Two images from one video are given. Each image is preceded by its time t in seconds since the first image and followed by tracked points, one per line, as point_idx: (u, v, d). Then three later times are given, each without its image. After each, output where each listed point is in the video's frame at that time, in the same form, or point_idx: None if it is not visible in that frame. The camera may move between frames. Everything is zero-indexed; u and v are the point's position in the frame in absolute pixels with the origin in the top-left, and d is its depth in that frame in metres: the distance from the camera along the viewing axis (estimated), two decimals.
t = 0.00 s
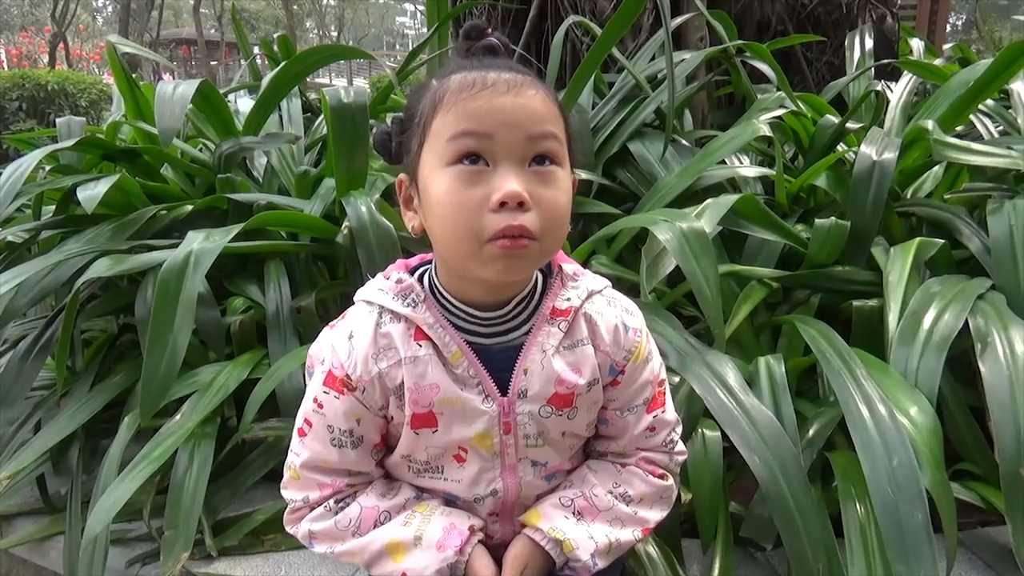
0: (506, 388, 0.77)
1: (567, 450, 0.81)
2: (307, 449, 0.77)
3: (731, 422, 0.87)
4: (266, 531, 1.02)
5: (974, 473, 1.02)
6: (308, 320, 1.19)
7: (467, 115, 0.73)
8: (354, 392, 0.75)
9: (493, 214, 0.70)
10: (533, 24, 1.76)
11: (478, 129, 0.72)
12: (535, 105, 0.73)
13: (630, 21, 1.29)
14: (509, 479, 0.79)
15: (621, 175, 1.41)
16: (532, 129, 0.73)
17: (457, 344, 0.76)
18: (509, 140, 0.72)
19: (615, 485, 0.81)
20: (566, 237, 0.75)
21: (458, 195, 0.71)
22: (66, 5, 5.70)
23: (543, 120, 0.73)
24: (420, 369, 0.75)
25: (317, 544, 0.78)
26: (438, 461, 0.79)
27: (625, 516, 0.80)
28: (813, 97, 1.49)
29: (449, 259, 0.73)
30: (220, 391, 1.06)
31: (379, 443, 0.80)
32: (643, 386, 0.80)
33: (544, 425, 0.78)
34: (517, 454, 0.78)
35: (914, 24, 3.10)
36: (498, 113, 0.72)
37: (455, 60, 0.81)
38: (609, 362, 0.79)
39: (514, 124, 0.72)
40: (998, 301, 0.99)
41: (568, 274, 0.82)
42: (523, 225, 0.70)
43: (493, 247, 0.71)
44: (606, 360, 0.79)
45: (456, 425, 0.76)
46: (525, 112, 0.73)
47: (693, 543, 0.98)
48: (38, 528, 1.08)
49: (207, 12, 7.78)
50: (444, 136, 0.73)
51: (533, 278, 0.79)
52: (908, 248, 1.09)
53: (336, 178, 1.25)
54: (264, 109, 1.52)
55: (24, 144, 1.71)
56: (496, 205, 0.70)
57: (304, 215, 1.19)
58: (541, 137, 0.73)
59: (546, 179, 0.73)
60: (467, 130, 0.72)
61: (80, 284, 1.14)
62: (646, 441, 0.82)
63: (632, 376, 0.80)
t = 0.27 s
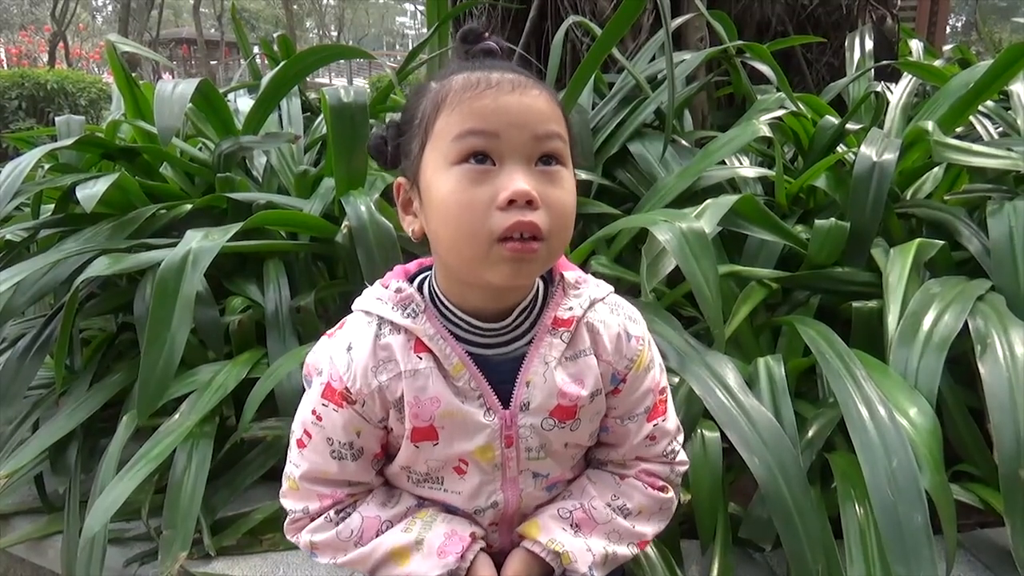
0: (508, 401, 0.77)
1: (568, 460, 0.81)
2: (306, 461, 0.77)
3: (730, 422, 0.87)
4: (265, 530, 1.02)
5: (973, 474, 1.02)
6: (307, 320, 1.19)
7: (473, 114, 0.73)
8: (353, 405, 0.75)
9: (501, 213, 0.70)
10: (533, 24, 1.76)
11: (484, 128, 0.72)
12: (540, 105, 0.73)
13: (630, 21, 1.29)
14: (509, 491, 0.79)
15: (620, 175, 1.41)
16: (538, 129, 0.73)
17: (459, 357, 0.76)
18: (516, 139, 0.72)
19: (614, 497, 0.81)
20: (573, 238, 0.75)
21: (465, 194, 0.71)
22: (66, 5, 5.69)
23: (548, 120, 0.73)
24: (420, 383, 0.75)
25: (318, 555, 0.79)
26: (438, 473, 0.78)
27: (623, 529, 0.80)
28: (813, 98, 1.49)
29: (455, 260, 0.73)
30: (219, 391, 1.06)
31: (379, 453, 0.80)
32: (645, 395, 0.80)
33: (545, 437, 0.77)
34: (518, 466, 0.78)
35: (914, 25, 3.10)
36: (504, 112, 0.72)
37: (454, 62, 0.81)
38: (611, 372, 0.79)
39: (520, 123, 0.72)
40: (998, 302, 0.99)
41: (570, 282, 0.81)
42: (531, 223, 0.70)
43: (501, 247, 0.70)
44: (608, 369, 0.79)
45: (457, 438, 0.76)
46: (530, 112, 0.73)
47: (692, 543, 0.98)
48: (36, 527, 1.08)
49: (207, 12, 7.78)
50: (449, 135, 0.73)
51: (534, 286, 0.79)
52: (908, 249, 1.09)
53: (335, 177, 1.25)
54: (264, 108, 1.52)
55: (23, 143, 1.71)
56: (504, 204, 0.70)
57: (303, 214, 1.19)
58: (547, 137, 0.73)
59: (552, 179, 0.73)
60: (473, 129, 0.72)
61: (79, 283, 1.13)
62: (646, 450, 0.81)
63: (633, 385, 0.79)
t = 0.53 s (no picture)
0: (507, 406, 0.77)
1: (567, 463, 0.81)
2: (304, 469, 0.77)
3: (731, 425, 0.87)
4: (264, 530, 1.02)
5: (973, 475, 1.02)
6: (307, 320, 1.19)
7: (468, 115, 0.73)
8: (351, 413, 0.75)
9: (499, 213, 0.70)
10: (533, 24, 1.76)
11: (480, 129, 0.72)
12: (535, 105, 0.73)
13: (630, 22, 1.29)
14: (509, 496, 0.79)
15: (620, 176, 1.41)
16: (534, 128, 0.73)
17: (457, 363, 0.76)
18: (512, 139, 0.72)
19: (614, 499, 0.81)
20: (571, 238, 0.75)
21: (462, 195, 0.71)
22: (66, 5, 5.69)
23: (544, 120, 0.74)
24: (418, 390, 0.74)
25: (320, 564, 0.79)
26: (437, 479, 0.78)
27: (622, 531, 0.80)
28: (813, 98, 1.49)
29: (454, 262, 0.72)
30: (218, 390, 1.06)
31: (378, 458, 0.80)
32: (645, 397, 0.80)
33: (545, 442, 0.78)
34: (517, 472, 0.78)
35: (914, 26, 3.10)
36: (499, 112, 0.72)
37: (447, 66, 0.80)
38: (610, 375, 0.79)
39: (516, 123, 0.72)
40: (998, 303, 0.99)
41: (569, 286, 0.81)
42: (530, 223, 0.70)
43: (500, 248, 0.70)
44: (607, 372, 0.78)
45: (456, 445, 0.76)
46: (526, 111, 0.73)
47: (692, 544, 0.98)
48: (34, 527, 1.07)
49: (208, 11, 7.78)
50: (445, 137, 0.73)
51: (532, 291, 0.79)
52: (908, 249, 1.09)
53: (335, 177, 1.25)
54: (264, 108, 1.52)
55: (23, 143, 1.71)
56: (502, 204, 0.70)
57: (303, 214, 1.19)
58: (544, 137, 0.73)
59: (549, 179, 0.73)
60: (468, 130, 0.72)
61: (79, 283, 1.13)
62: (646, 452, 0.81)
63: (633, 388, 0.79)
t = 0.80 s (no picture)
0: (506, 401, 0.77)
1: (567, 459, 0.81)
2: (305, 466, 0.77)
3: (730, 424, 0.87)
4: (263, 530, 1.01)
5: (972, 475, 1.02)
6: (306, 320, 1.19)
7: (464, 116, 0.72)
8: (351, 408, 0.75)
9: (495, 214, 0.70)
10: (532, 24, 1.76)
11: (476, 130, 0.72)
12: (531, 104, 0.73)
13: (630, 22, 1.29)
14: (509, 492, 0.79)
15: (620, 176, 1.41)
16: (530, 128, 0.73)
17: (456, 358, 0.76)
18: (508, 139, 0.72)
19: (613, 495, 0.81)
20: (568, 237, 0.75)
21: (459, 197, 0.71)
22: (66, 5, 5.70)
23: (540, 119, 0.73)
24: (417, 384, 0.75)
25: (320, 562, 0.79)
26: (437, 474, 0.78)
27: (622, 527, 0.80)
28: (812, 98, 1.49)
29: (451, 263, 0.73)
30: (218, 390, 1.06)
31: (379, 455, 0.80)
32: (643, 393, 0.80)
33: (544, 437, 0.77)
34: (517, 466, 0.78)
35: (914, 27, 3.10)
36: (496, 113, 0.72)
37: (443, 65, 0.80)
38: (608, 370, 0.78)
39: (512, 123, 0.72)
40: (997, 303, 0.99)
41: (566, 282, 0.81)
42: (527, 223, 0.70)
43: (497, 250, 0.70)
44: (605, 368, 0.78)
45: (456, 439, 0.76)
46: (523, 111, 0.73)
47: (691, 544, 0.98)
48: (33, 527, 1.07)
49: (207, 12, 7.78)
50: (441, 138, 0.73)
51: (531, 287, 0.79)
52: (907, 249, 1.09)
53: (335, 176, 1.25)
54: (263, 108, 1.52)
55: (22, 142, 1.71)
56: (498, 205, 0.70)
57: (302, 214, 1.19)
58: (540, 136, 0.73)
59: (546, 178, 0.73)
60: (465, 131, 0.72)
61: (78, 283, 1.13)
62: (645, 449, 0.81)
63: (631, 383, 0.79)
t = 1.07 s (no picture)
0: (505, 391, 0.77)
1: (565, 452, 0.81)
2: (307, 457, 0.77)
3: (727, 423, 0.87)
4: (262, 531, 1.01)
5: (970, 475, 1.02)
6: (305, 320, 1.19)
7: (462, 114, 0.73)
8: (354, 398, 0.76)
9: (492, 211, 0.70)
10: (531, 25, 1.76)
11: (473, 128, 0.72)
12: (528, 102, 0.73)
13: (628, 22, 1.29)
14: (508, 483, 0.79)
15: (618, 176, 1.41)
16: (528, 126, 0.73)
17: (456, 349, 0.76)
18: (505, 137, 0.72)
19: (611, 491, 0.81)
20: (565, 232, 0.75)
21: (456, 194, 0.71)
22: (66, 6, 5.70)
23: (537, 117, 0.74)
24: (418, 373, 0.75)
25: (320, 554, 0.78)
26: (437, 465, 0.79)
27: (621, 523, 0.80)
28: (811, 99, 1.49)
29: (450, 259, 0.73)
30: (216, 390, 1.06)
31: (379, 447, 0.80)
32: (639, 388, 0.80)
33: (543, 428, 0.78)
34: (516, 458, 0.78)
35: (912, 27, 3.10)
36: (493, 111, 0.72)
37: (444, 64, 0.80)
38: (605, 364, 0.79)
39: (510, 121, 0.72)
40: (995, 303, 0.99)
41: (564, 277, 0.81)
42: (523, 220, 0.70)
43: (494, 245, 0.71)
44: (602, 361, 0.79)
45: (455, 428, 0.76)
46: (520, 110, 0.73)
47: (689, 544, 0.98)
48: (32, 527, 1.07)
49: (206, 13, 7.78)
50: (439, 136, 0.73)
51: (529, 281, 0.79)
52: (905, 249, 1.09)
53: (333, 177, 1.25)
54: (262, 108, 1.52)
55: (20, 143, 1.71)
56: (495, 202, 0.70)
57: (300, 214, 1.19)
58: (537, 134, 0.73)
59: (543, 176, 0.73)
60: (462, 128, 0.72)
61: (76, 283, 1.13)
62: (641, 444, 0.82)
63: (627, 377, 0.80)
